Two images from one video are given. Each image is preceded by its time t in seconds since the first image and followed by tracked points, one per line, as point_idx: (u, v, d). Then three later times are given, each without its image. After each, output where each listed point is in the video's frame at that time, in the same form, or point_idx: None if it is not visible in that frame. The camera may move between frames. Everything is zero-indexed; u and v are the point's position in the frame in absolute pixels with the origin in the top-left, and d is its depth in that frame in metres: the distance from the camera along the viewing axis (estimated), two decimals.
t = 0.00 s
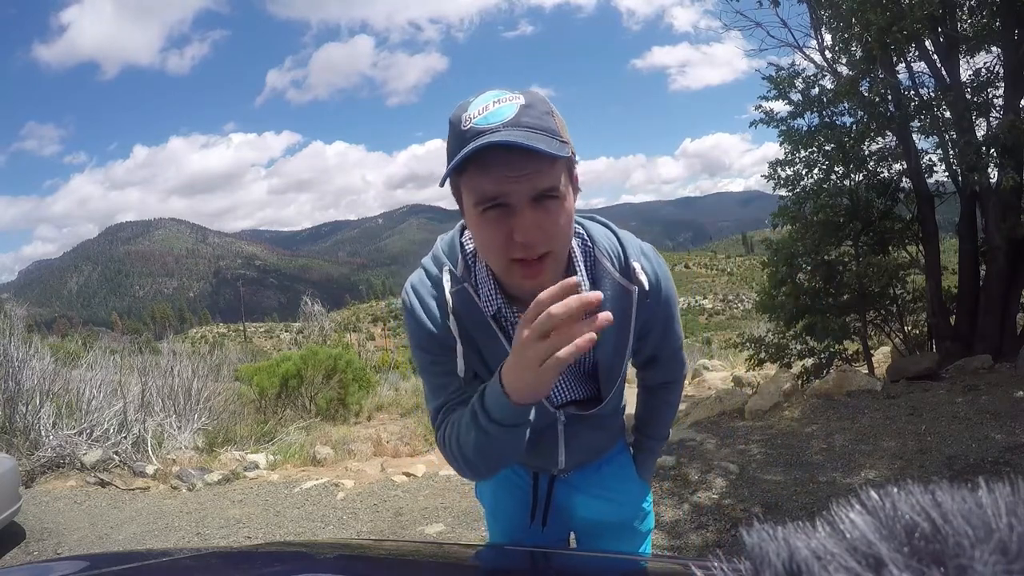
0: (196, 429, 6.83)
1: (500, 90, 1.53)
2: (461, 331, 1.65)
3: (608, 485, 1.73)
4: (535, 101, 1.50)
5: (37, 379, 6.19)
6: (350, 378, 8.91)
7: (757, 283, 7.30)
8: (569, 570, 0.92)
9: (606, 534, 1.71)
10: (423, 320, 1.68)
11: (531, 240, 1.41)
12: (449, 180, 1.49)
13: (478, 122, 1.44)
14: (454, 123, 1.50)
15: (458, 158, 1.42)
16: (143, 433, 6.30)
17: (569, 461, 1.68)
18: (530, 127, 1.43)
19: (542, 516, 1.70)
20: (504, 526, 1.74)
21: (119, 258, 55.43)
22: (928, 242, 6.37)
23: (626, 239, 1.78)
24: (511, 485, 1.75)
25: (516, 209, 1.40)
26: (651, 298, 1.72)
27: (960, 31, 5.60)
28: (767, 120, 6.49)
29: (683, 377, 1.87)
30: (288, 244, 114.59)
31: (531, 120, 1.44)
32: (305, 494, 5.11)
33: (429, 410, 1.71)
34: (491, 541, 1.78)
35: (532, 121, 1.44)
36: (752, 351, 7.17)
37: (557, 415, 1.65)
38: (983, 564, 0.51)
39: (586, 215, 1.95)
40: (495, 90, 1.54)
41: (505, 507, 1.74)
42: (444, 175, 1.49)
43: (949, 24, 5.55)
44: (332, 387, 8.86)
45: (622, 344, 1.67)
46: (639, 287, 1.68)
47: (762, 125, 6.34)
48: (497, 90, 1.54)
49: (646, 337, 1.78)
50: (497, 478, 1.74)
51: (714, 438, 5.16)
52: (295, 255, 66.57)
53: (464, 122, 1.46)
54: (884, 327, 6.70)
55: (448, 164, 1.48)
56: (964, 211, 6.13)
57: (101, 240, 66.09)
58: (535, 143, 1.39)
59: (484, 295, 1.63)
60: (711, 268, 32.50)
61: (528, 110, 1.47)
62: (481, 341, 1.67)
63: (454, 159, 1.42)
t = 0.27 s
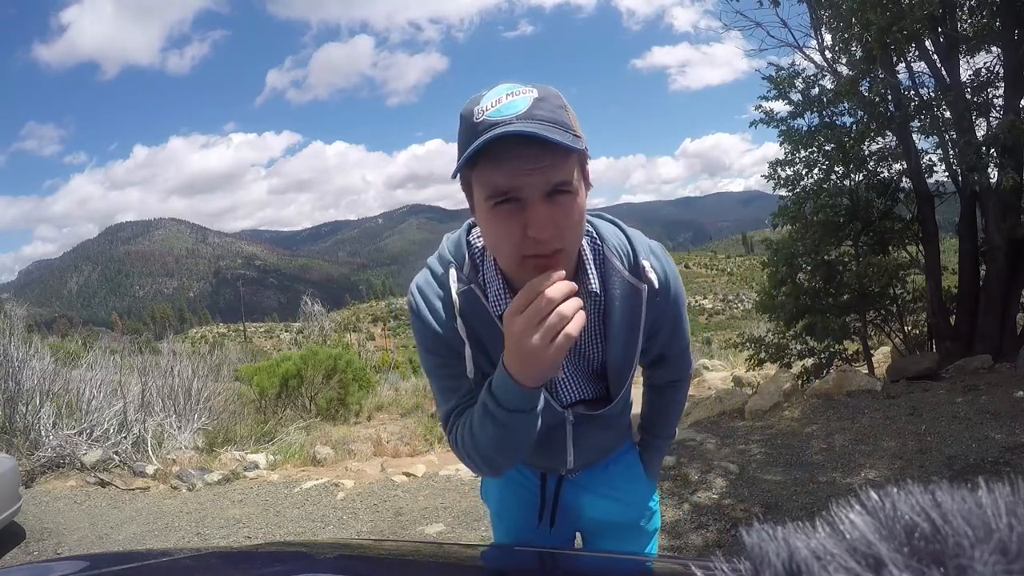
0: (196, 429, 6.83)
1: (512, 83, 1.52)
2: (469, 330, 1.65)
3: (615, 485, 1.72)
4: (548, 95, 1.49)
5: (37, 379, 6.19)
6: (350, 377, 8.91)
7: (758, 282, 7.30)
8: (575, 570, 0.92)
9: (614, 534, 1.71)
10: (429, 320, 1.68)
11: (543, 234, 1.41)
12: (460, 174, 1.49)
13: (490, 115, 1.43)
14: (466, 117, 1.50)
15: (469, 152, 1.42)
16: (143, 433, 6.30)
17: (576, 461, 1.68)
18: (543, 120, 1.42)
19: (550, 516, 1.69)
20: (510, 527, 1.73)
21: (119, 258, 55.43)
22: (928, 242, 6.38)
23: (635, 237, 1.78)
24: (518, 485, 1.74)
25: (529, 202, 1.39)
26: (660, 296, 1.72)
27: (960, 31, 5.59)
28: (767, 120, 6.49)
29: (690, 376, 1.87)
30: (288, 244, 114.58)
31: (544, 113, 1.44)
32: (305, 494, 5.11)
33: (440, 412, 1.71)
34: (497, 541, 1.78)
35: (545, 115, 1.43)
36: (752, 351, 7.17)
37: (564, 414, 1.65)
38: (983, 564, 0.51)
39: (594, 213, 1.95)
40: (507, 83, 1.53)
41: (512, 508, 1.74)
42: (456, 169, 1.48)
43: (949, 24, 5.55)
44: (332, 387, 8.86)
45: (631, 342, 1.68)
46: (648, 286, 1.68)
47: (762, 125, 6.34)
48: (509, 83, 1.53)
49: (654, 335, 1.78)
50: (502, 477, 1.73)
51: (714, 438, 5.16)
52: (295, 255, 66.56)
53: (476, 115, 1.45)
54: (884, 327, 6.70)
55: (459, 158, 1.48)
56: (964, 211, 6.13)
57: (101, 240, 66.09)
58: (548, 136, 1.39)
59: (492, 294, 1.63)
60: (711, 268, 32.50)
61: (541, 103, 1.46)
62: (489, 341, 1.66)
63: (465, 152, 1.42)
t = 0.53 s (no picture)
0: (196, 429, 6.83)
1: (509, 81, 1.51)
2: (472, 332, 1.64)
3: (623, 485, 1.72)
4: (545, 90, 1.48)
5: (36, 380, 6.18)
6: (350, 377, 8.90)
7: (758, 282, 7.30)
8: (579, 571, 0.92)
9: (623, 533, 1.71)
10: (431, 322, 1.67)
11: (550, 230, 1.41)
12: (461, 176, 1.48)
13: (488, 113, 1.42)
14: (463, 117, 1.49)
15: (470, 152, 1.41)
16: (143, 433, 6.30)
17: (585, 461, 1.68)
18: (542, 116, 1.41)
19: (559, 517, 1.70)
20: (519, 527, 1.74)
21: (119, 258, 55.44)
22: (928, 241, 6.38)
23: (640, 234, 1.78)
24: (527, 486, 1.74)
25: (533, 198, 1.39)
26: (666, 293, 1.71)
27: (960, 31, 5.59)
28: (767, 120, 6.49)
29: (697, 372, 1.86)
30: (288, 244, 114.57)
31: (543, 108, 1.43)
32: (305, 494, 5.11)
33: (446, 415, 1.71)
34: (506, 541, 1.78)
35: (545, 110, 1.43)
36: (753, 351, 7.17)
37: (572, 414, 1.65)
38: (983, 564, 0.51)
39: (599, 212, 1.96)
40: (503, 81, 1.52)
41: (521, 509, 1.74)
42: (456, 171, 1.48)
43: (949, 24, 5.54)
44: (332, 386, 8.86)
45: (636, 340, 1.67)
46: (654, 282, 1.68)
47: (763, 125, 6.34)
48: (506, 81, 1.52)
49: (660, 333, 1.78)
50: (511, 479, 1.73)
51: (715, 438, 5.16)
52: (295, 255, 66.57)
53: (473, 114, 1.44)
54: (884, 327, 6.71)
55: (458, 159, 1.47)
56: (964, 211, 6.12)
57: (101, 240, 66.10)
58: (549, 130, 1.40)
59: (496, 295, 1.63)
60: (711, 267, 32.50)
61: (539, 98, 1.45)
62: (493, 342, 1.66)
63: (465, 153, 1.42)
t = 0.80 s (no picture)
0: (196, 429, 6.82)
1: (516, 75, 1.52)
2: (472, 325, 1.65)
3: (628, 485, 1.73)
4: (552, 85, 1.49)
5: (36, 380, 6.18)
6: (350, 377, 8.90)
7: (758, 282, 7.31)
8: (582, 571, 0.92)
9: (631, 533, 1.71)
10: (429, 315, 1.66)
11: (561, 225, 1.41)
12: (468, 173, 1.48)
13: (496, 108, 1.43)
14: (470, 111, 1.49)
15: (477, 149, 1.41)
16: (143, 433, 6.30)
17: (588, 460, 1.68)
18: (551, 110, 1.42)
19: (565, 517, 1.70)
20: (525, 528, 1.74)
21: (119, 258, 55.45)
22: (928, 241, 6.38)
23: (645, 228, 1.77)
24: (531, 488, 1.74)
25: (544, 194, 1.39)
26: (671, 288, 1.71)
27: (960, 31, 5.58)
28: (767, 120, 6.49)
29: (721, 356, 1.85)
30: (288, 244, 114.57)
31: (552, 103, 1.44)
32: (305, 494, 5.11)
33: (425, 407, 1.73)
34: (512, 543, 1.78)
35: (553, 104, 1.44)
36: (753, 351, 7.16)
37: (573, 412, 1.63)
38: (982, 564, 0.51)
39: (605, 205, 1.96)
40: (509, 75, 1.53)
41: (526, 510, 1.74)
42: (463, 168, 1.48)
43: (949, 24, 5.54)
44: (332, 386, 8.85)
45: (640, 335, 1.68)
46: (658, 279, 1.67)
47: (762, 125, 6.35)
48: (512, 75, 1.52)
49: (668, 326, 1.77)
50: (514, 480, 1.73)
51: (715, 438, 5.16)
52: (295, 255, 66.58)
53: (481, 109, 1.45)
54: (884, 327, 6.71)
55: (465, 156, 1.47)
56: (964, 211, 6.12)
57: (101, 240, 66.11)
58: (559, 125, 1.39)
59: (499, 291, 1.64)
60: (711, 267, 32.50)
61: (546, 93, 1.46)
62: (493, 336, 1.66)
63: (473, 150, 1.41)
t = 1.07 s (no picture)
0: (196, 429, 6.82)
1: (521, 68, 1.51)
2: (469, 319, 1.65)
3: (625, 486, 1.72)
4: (557, 80, 1.49)
5: (36, 380, 6.18)
6: (350, 377, 8.90)
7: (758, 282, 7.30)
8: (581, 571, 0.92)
9: (627, 532, 1.71)
10: (423, 307, 1.63)
11: (559, 222, 1.43)
12: (471, 162, 1.48)
13: (500, 103, 1.43)
14: (474, 103, 1.49)
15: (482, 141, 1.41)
16: (143, 434, 6.29)
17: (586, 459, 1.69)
18: (556, 106, 1.42)
19: (562, 519, 1.70)
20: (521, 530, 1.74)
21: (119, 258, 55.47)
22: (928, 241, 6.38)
23: (642, 214, 1.80)
24: (527, 490, 1.74)
25: (545, 190, 1.40)
26: (674, 267, 1.72)
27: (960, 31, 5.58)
28: (767, 120, 6.49)
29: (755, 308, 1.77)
30: (289, 244, 114.59)
31: (557, 99, 1.44)
32: (305, 494, 5.11)
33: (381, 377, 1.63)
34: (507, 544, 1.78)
35: (558, 100, 1.44)
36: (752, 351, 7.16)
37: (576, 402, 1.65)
38: (983, 565, 0.51)
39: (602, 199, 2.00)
40: (515, 69, 1.52)
41: (522, 512, 1.74)
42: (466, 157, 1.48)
43: (949, 24, 5.54)
44: (332, 386, 8.85)
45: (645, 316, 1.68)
46: (659, 259, 1.70)
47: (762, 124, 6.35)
48: (518, 68, 1.52)
49: (679, 302, 1.78)
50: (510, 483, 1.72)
51: (715, 438, 5.16)
52: (295, 255, 66.60)
53: (485, 103, 1.44)
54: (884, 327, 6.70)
55: (469, 145, 1.47)
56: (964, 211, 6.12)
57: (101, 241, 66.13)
58: (563, 122, 1.39)
59: (499, 284, 1.65)
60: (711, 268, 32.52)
61: (552, 88, 1.46)
62: (490, 331, 1.65)
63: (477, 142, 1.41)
